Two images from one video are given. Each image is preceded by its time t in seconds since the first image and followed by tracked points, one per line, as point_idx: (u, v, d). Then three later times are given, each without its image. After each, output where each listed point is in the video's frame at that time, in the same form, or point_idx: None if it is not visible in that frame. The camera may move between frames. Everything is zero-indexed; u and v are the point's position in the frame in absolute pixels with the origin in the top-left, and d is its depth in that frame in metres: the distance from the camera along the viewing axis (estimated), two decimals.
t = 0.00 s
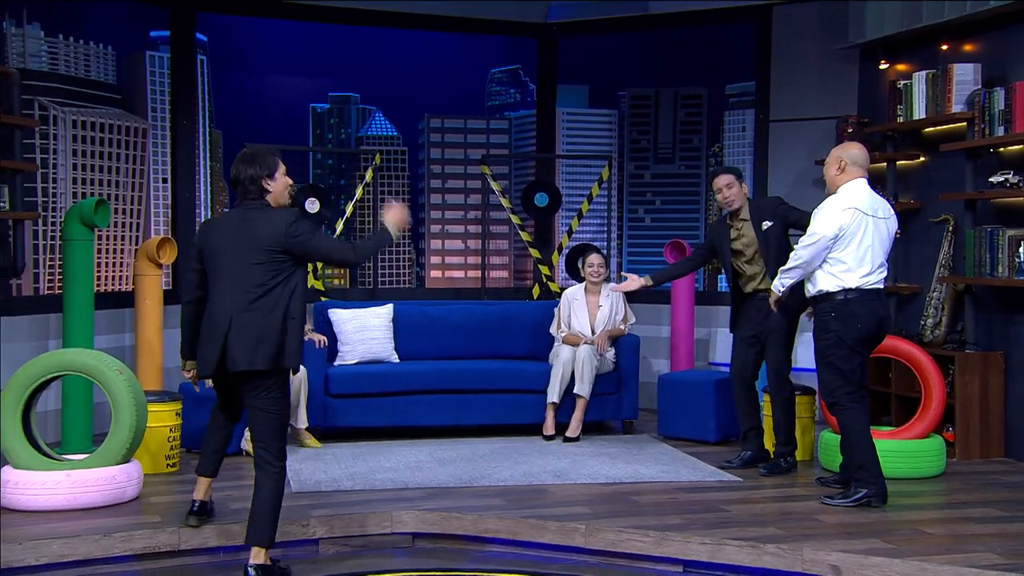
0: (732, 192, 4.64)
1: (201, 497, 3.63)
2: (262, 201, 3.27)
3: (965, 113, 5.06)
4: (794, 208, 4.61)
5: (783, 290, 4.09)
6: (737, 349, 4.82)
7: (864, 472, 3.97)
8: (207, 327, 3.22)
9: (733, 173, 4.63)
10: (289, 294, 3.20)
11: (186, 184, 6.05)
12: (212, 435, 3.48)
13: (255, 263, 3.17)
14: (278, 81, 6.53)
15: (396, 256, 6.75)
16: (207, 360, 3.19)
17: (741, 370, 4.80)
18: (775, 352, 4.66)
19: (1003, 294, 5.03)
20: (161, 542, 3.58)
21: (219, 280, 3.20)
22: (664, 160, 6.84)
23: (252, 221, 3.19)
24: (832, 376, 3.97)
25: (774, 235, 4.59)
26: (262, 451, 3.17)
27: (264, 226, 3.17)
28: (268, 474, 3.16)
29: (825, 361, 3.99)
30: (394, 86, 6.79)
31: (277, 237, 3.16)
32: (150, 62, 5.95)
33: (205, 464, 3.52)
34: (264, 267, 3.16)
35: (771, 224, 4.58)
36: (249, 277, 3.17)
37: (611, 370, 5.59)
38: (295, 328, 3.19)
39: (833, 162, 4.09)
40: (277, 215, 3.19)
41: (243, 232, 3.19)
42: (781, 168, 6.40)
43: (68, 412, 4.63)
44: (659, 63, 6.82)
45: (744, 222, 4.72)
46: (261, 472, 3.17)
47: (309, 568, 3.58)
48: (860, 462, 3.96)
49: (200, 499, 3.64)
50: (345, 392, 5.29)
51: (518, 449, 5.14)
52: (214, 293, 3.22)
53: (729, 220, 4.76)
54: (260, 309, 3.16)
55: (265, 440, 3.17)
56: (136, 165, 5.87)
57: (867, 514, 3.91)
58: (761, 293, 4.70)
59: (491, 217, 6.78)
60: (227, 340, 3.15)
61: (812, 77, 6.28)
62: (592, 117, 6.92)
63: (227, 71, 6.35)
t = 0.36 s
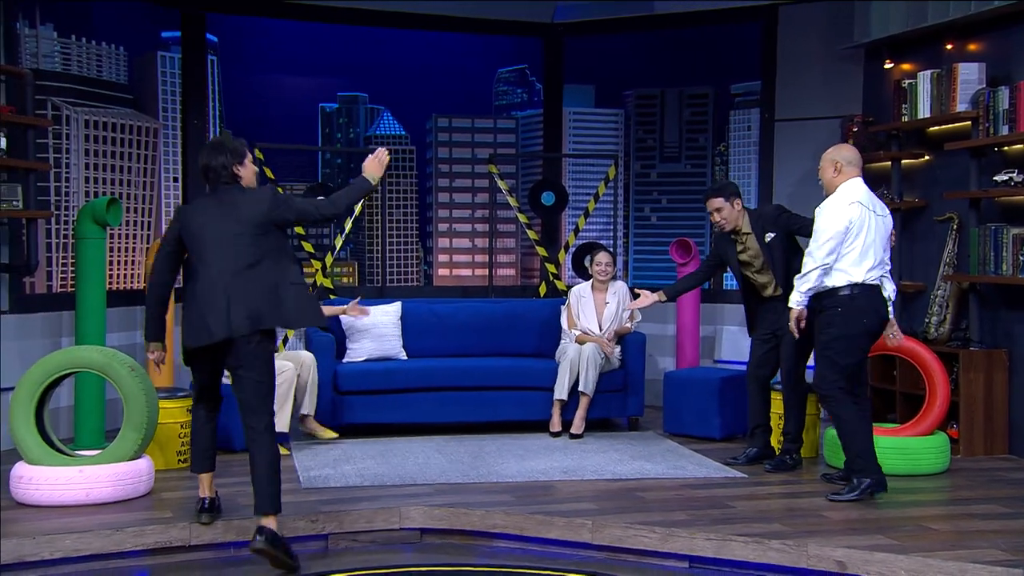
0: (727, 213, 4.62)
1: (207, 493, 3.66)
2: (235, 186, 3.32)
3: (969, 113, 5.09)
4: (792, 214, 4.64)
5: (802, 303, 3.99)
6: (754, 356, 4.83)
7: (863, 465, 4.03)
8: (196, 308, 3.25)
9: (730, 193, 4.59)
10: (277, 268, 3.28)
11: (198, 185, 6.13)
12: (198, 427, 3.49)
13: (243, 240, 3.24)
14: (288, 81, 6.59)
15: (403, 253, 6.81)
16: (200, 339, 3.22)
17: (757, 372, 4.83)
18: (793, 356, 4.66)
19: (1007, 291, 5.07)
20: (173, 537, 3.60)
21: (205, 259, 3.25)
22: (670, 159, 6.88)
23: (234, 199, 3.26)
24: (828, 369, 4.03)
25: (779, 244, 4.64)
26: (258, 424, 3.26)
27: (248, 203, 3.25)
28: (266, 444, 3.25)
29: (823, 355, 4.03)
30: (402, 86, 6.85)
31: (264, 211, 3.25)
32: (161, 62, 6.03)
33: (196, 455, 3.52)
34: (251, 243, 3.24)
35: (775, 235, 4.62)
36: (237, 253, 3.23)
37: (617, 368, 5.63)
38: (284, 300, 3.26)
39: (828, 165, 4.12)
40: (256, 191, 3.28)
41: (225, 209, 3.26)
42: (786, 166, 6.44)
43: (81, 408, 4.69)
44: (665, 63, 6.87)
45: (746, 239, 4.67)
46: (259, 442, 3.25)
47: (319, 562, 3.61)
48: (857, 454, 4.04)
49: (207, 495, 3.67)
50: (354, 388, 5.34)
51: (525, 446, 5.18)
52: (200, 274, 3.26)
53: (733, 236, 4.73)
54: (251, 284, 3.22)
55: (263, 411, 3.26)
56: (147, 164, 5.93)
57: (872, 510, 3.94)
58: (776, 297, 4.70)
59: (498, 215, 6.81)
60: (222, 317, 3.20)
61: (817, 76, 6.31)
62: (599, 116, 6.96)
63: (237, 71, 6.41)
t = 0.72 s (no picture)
0: (732, 194, 4.68)
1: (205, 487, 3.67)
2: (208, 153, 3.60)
3: (970, 108, 5.09)
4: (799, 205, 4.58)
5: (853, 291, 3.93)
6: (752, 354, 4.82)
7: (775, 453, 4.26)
8: (169, 273, 3.52)
9: (739, 177, 4.67)
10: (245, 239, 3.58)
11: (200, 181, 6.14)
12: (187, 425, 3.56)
13: (215, 211, 3.52)
14: (291, 76, 6.61)
15: (405, 249, 6.82)
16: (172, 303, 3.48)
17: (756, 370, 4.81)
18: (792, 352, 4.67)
19: (1009, 287, 5.08)
20: (176, 531, 3.60)
21: (177, 227, 3.51)
22: (672, 155, 6.89)
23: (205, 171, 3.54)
24: (803, 351, 4.17)
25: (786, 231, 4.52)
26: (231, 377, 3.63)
27: (219, 176, 3.54)
28: (248, 394, 3.66)
29: (800, 339, 4.16)
30: (405, 82, 6.87)
31: (235, 185, 3.54)
32: (165, 57, 6.04)
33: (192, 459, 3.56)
34: (223, 215, 3.53)
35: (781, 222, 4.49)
36: (210, 223, 3.51)
37: (619, 363, 5.63)
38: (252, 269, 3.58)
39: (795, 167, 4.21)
40: (231, 166, 3.57)
41: (201, 182, 3.53)
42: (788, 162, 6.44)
43: (86, 403, 4.71)
44: (667, 59, 6.87)
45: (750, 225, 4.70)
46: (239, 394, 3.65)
47: (321, 557, 3.62)
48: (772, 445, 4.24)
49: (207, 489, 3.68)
50: (356, 384, 5.35)
51: (526, 440, 5.20)
52: (173, 241, 3.53)
53: (736, 222, 4.75)
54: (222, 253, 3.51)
55: (242, 366, 3.63)
56: (150, 159, 5.94)
57: (874, 505, 3.94)
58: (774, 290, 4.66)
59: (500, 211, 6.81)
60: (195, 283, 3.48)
61: (819, 71, 6.31)
62: (601, 111, 6.96)
63: (239, 67, 6.43)
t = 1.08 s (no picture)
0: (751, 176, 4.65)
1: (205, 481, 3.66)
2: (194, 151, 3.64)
3: (971, 104, 5.09)
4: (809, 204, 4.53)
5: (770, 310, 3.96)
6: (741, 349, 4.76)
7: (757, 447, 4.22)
8: (166, 273, 3.55)
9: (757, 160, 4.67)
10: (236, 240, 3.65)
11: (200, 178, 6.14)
12: (187, 416, 3.59)
13: (206, 212, 3.56)
14: (292, 73, 6.61)
15: (406, 245, 6.82)
16: (172, 303, 3.53)
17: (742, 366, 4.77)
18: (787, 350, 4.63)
19: (1009, 283, 5.07)
20: (176, 527, 3.61)
21: (175, 226, 3.54)
22: (672, 151, 6.89)
23: (202, 170, 3.58)
24: (756, 356, 4.10)
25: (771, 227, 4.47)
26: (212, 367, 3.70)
27: (216, 176, 3.59)
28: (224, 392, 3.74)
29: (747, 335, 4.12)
30: (405, 78, 6.87)
31: (232, 185, 3.61)
32: (165, 53, 6.04)
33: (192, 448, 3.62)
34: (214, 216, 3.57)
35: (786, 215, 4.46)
36: (202, 225, 3.56)
37: (619, 360, 5.63)
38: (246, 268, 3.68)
39: (757, 157, 4.11)
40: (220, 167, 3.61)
41: (191, 183, 3.56)
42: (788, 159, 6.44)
43: (86, 400, 4.71)
44: (667, 55, 6.87)
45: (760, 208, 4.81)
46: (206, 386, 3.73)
47: (322, 553, 3.62)
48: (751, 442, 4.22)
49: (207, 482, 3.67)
50: (356, 379, 5.35)
51: (526, 437, 5.20)
52: (170, 240, 3.55)
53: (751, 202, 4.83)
54: (220, 254, 3.59)
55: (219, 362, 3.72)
56: (151, 156, 5.94)
57: (874, 501, 3.94)
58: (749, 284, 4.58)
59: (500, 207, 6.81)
60: (196, 284, 3.53)
61: (820, 67, 6.30)
62: (601, 108, 6.96)
63: (240, 63, 6.43)
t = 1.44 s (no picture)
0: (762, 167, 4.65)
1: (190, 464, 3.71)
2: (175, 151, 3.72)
3: (971, 102, 5.10)
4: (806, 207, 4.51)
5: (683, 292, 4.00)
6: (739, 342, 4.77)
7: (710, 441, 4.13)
8: (159, 270, 3.60)
9: (773, 152, 4.63)
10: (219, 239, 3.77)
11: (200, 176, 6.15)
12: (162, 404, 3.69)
13: (195, 213, 3.66)
14: (292, 71, 6.61)
15: (405, 243, 6.83)
16: (169, 299, 3.60)
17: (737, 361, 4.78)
18: (784, 347, 4.62)
19: (1010, 282, 5.07)
20: (177, 525, 3.61)
21: (166, 222, 3.62)
22: (672, 149, 6.90)
23: (188, 168, 3.67)
24: (735, 356, 4.08)
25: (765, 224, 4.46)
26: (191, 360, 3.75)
27: (202, 174, 3.69)
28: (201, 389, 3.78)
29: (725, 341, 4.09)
30: (406, 76, 6.87)
31: (217, 186, 3.73)
32: (164, 51, 6.04)
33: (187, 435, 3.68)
34: (202, 217, 3.67)
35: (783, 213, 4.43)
36: (191, 225, 3.65)
37: (619, 358, 5.64)
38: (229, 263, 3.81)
39: (704, 153, 4.13)
40: (203, 168, 3.72)
41: (180, 184, 3.64)
42: (788, 157, 6.45)
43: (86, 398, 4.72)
44: (667, 52, 6.87)
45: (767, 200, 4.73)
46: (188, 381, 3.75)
47: (322, 550, 3.62)
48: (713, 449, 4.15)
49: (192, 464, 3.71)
50: (355, 377, 5.34)
51: (526, 434, 5.21)
52: (162, 239, 3.61)
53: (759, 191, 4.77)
54: (210, 249, 3.70)
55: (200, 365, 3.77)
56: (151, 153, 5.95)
57: (873, 500, 3.94)
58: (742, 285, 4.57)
59: (500, 205, 6.79)
60: (190, 281, 3.62)
61: (821, 65, 6.30)
62: (601, 105, 6.96)
63: (240, 60, 6.43)
